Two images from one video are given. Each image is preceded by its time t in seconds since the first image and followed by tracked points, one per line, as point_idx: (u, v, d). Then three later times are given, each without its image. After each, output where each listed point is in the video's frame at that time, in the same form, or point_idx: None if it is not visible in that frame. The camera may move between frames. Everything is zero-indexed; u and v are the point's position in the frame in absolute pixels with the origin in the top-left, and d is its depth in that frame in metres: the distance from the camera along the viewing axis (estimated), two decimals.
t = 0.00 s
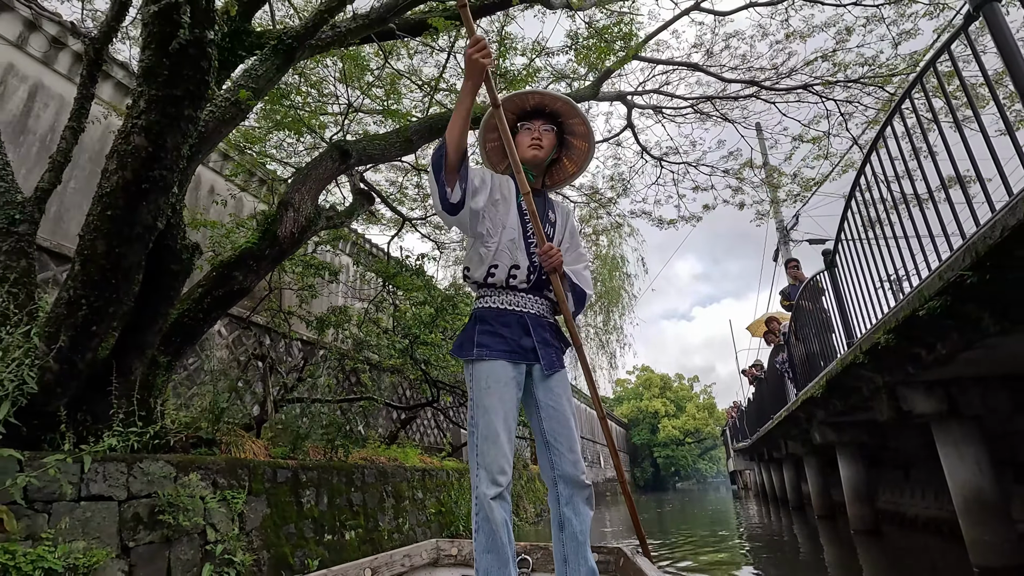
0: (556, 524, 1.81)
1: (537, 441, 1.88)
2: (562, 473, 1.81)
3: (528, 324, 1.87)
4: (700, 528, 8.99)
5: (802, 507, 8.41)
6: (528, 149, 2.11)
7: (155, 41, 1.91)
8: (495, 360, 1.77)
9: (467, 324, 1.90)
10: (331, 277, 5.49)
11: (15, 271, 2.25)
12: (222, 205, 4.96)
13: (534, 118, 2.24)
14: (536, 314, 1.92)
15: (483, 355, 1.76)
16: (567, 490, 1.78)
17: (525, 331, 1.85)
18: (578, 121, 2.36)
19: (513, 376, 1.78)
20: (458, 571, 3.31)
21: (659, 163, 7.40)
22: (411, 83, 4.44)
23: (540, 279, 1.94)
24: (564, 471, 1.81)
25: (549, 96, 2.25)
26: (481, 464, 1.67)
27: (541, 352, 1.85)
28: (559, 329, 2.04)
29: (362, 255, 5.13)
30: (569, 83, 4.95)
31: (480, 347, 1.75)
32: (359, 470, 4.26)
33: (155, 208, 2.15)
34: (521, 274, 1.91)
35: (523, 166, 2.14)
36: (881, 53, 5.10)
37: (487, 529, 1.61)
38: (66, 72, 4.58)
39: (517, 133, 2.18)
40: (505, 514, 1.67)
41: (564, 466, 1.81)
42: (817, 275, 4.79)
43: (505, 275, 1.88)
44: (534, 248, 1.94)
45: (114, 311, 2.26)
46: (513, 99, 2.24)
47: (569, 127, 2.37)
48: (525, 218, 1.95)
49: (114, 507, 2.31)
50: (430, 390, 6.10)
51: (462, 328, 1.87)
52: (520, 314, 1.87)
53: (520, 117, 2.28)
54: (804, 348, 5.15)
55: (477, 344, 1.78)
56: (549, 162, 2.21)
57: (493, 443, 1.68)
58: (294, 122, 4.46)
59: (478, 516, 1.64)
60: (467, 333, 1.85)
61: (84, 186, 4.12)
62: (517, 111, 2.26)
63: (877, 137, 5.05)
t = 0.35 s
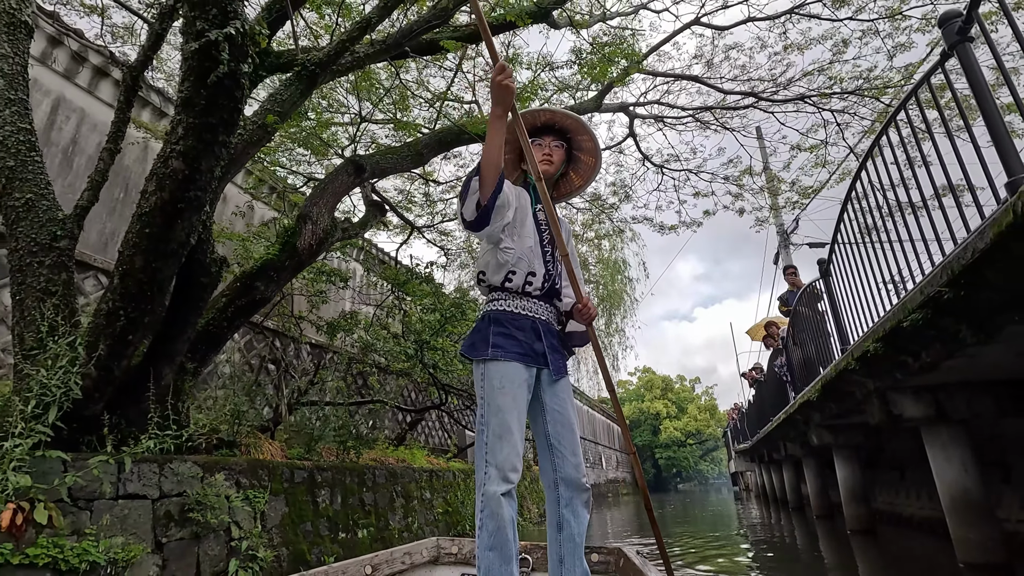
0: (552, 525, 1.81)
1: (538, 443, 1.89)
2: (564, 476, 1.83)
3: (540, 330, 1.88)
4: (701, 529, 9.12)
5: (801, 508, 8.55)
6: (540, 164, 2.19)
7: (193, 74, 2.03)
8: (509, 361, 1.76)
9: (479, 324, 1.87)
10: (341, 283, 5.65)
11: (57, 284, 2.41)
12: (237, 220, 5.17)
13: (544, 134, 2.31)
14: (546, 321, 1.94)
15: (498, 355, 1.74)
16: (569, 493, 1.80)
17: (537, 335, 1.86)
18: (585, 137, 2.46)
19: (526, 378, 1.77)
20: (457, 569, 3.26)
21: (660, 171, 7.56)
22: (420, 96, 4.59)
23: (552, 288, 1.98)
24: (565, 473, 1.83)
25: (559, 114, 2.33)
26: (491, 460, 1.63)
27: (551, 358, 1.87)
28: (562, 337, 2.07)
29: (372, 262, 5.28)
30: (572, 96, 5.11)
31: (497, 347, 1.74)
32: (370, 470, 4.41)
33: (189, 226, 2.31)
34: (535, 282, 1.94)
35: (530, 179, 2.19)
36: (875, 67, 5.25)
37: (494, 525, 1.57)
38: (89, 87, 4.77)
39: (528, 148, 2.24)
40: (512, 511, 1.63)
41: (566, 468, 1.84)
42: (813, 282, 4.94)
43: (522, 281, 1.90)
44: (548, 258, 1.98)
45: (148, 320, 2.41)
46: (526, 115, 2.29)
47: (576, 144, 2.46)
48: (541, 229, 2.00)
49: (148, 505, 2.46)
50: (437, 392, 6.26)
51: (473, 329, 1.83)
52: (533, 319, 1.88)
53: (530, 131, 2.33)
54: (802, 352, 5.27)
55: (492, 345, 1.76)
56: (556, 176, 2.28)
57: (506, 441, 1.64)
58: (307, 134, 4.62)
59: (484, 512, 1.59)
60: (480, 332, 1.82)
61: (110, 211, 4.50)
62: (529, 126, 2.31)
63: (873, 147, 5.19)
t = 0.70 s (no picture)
0: (560, 527, 1.86)
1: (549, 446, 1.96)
2: (575, 479, 1.88)
3: (550, 335, 1.96)
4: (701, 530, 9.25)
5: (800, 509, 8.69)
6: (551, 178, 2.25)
7: (226, 102, 2.17)
8: (519, 365, 1.83)
9: (490, 330, 1.96)
10: (350, 289, 5.80)
11: (93, 295, 2.57)
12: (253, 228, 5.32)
13: (553, 149, 2.34)
14: (555, 327, 2.01)
15: (508, 358, 1.82)
16: (578, 496, 1.85)
17: (548, 340, 1.94)
18: (592, 149, 2.50)
19: (535, 383, 1.85)
20: (455, 567, 3.29)
21: (660, 177, 7.71)
22: (429, 109, 4.74)
23: (562, 295, 2.06)
24: (577, 475, 1.89)
25: (566, 129, 2.35)
26: (499, 459, 1.70)
27: (561, 363, 1.94)
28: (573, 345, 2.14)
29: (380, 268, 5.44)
30: (576, 108, 5.26)
31: (507, 350, 1.81)
32: (381, 471, 4.56)
33: (219, 242, 2.45)
34: (547, 291, 2.01)
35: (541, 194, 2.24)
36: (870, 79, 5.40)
37: (497, 522, 1.62)
38: (107, 97, 4.93)
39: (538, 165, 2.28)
40: (517, 510, 1.68)
41: (578, 470, 1.89)
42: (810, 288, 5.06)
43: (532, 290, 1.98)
44: (559, 269, 2.06)
45: (178, 329, 2.55)
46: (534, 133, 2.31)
47: (584, 156, 2.51)
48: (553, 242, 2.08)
49: (177, 503, 2.60)
50: (443, 395, 6.41)
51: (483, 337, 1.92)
52: (543, 325, 1.96)
53: (539, 147, 2.35)
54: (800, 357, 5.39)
55: (503, 349, 1.84)
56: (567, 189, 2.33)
57: (512, 440, 1.71)
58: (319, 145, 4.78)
59: (489, 509, 1.65)
60: (492, 337, 1.91)
61: (143, 218, 4.72)
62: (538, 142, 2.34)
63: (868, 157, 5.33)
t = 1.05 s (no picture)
0: (564, 528, 1.95)
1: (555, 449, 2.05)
2: (579, 481, 1.97)
3: (553, 340, 2.05)
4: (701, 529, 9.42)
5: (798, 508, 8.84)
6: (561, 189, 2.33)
7: (256, 129, 2.32)
8: (522, 370, 1.93)
9: (497, 337, 2.08)
10: (359, 294, 5.95)
11: (127, 307, 2.71)
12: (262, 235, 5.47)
13: (561, 158, 2.43)
14: (560, 332, 2.11)
15: (512, 363, 1.93)
16: (582, 498, 1.94)
17: (551, 345, 2.03)
18: (602, 159, 2.56)
19: (538, 386, 1.95)
20: (456, 572, 3.42)
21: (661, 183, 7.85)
22: (438, 121, 4.89)
23: (566, 302, 2.16)
24: (580, 478, 1.97)
25: (576, 139, 2.43)
26: (503, 462, 1.80)
27: (565, 367, 2.03)
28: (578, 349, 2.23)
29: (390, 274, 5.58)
30: (580, 119, 5.40)
31: (510, 356, 1.92)
32: (391, 472, 4.72)
33: (246, 258, 2.60)
34: (550, 299, 2.12)
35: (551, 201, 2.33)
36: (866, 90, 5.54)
37: (501, 524, 1.73)
38: (123, 110, 5.07)
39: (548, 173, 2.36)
40: (521, 513, 1.79)
41: (581, 473, 1.98)
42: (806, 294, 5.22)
43: (536, 299, 2.10)
44: (562, 278, 2.16)
45: (207, 339, 2.69)
46: (543, 142, 2.40)
47: (594, 167, 2.58)
48: (557, 253, 2.20)
49: (205, 504, 2.75)
50: (449, 397, 6.56)
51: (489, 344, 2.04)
52: (547, 331, 2.07)
53: (548, 156, 2.45)
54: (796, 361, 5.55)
55: (507, 355, 1.96)
56: (575, 198, 2.41)
57: (516, 444, 1.81)
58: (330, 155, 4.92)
59: (494, 511, 1.76)
60: (498, 344, 2.03)
61: (168, 227, 4.89)
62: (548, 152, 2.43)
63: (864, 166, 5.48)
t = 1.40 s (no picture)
0: (557, 531, 1.89)
1: (545, 449, 1.99)
2: (569, 482, 1.91)
3: (546, 336, 1.98)
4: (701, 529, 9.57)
5: (796, 508, 9.00)
6: (558, 181, 2.30)
7: (284, 150, 2.47)
8: (514, 366, 1.87)
9: (488, 333, 2.00)
10: (367, 298, 6.10)
11: (156, 315, 2.85)
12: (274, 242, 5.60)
13: (561, 148, 2.38)
14: (554, 327, 2.04)
15: (503, 359, 1.86)
16: (572, 499, 1.89)
17: (544, 341, 1.97)
18: (604, 149, 2.47)
19: (530, 382, 1.88)
20: (457, 573, 3.37)
21: (661, 189, 8.01)
22: (446, 132, 5.05)
23: (560, 296, 2.09)
24: (570, 479, 1.91)
25: (578, 129, 2.37)
26: (496, 462, 1.74)
27: (557, 363, 1.96)
28: (572, 344, 2.14)
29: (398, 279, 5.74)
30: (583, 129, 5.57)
31: (501, 351, 1.86)
32: (400, 472, 4.87)
33: (271, 269, 2.75)
34: (543, 294, 2.05)
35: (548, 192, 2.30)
36: (861, 101, 5.69)
37: (497, 527, 1.66)
38: (139, 120, 5.22)
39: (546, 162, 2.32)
40: (517, 515, 1.72)
41: (571, 474, 1.92)
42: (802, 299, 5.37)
43: (528, 292, 2.03)
44: (555, 271, 2.10)
45: (232, 346, 2.83)
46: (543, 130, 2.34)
47: (596, 158, 2.49)
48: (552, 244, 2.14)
49: (230, 502, 2.89)
50: (455, 399, 6.72)
51: (479, 340, 1.97)
52: (540, 326, 1.99)
53: (548, 145, 2.39)
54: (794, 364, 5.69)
55: (498, 351, 1.88)
56: (573, 190, 2.36)
57: (510, 444, 1.75)
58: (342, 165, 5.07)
59: (490, 515, 1.69)
60: (488, 339, 1.95)
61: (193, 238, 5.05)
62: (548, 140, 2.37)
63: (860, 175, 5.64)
